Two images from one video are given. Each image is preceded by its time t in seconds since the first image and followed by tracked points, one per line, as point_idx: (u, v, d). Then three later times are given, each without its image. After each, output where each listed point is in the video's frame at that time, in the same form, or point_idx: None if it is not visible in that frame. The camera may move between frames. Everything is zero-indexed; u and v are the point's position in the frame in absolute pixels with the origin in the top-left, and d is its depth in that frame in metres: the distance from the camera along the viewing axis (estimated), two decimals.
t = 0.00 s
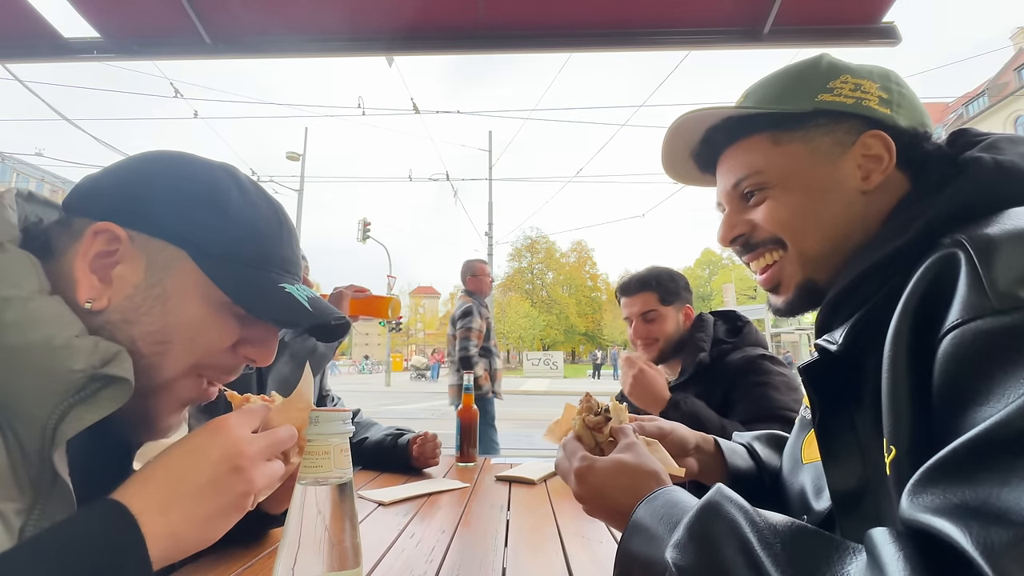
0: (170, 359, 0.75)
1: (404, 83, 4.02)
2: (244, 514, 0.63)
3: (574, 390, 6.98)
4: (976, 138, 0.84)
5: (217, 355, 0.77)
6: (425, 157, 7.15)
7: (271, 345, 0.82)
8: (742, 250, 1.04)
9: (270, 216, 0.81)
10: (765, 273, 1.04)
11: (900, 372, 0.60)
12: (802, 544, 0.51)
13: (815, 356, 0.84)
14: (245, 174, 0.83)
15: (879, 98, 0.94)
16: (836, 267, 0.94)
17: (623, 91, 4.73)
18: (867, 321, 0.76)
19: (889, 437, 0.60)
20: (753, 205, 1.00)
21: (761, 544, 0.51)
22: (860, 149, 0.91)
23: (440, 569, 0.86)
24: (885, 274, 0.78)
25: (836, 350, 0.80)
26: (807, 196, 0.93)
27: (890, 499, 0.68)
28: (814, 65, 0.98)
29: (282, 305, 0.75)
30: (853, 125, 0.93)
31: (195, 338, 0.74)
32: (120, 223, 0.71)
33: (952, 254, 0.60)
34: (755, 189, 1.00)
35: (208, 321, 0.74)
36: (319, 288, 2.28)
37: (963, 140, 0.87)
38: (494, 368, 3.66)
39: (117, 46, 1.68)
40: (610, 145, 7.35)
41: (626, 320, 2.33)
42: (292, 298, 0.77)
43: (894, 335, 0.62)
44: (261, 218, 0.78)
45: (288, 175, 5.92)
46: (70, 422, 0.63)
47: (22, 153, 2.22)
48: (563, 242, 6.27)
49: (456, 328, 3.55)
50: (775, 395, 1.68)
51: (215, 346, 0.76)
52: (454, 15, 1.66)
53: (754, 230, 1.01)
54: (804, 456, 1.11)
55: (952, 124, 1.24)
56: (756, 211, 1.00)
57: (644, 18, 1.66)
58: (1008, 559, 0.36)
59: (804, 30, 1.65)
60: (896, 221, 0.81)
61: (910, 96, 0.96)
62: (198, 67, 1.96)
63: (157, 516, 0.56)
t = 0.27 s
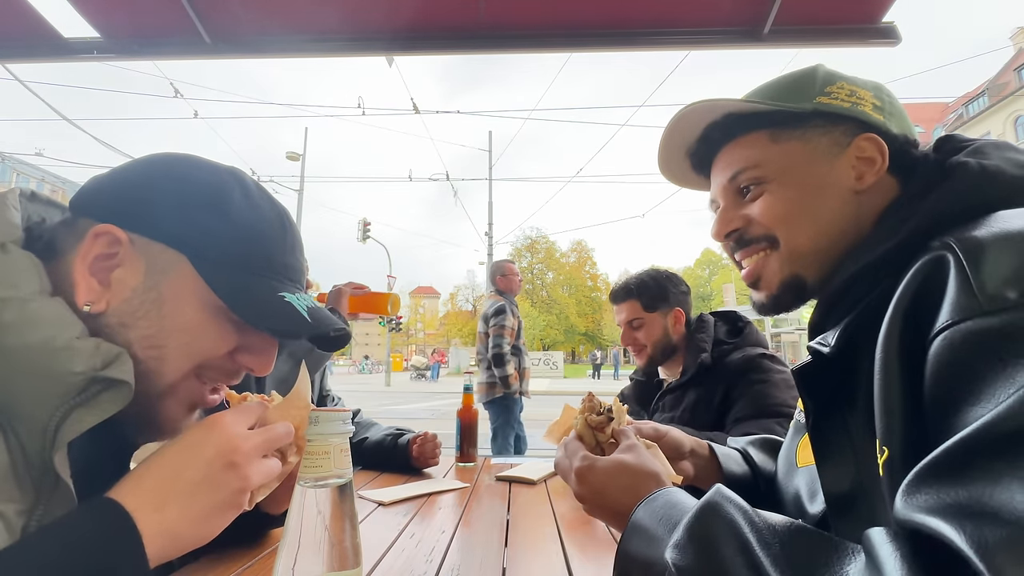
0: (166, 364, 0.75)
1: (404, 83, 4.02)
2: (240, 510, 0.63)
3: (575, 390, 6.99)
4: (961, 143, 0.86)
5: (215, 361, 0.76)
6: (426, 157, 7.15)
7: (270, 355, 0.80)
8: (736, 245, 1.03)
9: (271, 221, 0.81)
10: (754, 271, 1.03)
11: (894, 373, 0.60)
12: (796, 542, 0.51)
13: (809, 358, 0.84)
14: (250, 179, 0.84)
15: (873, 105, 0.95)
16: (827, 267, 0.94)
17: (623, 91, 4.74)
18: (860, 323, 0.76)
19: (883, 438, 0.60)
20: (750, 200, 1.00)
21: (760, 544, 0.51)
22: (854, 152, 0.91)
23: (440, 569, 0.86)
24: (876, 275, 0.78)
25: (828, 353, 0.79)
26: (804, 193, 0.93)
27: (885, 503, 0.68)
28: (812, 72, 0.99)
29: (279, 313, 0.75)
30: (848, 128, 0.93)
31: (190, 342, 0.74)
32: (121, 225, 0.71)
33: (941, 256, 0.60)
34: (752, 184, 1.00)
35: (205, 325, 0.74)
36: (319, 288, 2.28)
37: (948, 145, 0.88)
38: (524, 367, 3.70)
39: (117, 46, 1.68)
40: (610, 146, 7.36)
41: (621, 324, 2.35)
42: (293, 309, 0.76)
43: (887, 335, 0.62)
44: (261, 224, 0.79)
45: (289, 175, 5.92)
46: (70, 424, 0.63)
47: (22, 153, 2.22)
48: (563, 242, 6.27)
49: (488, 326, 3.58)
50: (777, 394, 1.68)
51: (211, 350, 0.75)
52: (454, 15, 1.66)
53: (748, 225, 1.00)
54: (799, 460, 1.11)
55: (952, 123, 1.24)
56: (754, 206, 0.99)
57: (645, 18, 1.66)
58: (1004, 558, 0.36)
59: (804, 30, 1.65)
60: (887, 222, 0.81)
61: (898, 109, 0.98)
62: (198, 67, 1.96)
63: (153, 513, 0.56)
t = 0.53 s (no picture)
0: (166, 367, 0.75)
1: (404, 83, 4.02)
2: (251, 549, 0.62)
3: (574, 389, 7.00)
4: (960, 149, 0.87)
5: (213, 362, 0.76)
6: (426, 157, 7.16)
7: (269, 356, 0.80)
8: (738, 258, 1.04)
9: (269, 226, 0.80)
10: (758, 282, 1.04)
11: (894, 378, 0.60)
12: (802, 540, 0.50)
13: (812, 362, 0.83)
14: (249, 178, 0.84)
15: (871, 108, 0.95)
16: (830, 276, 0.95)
17: (623, 91, 4.75)
18: (861, 328, 0.76)
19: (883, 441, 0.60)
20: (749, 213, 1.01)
21: (767, 541, 0.51)
22: (851, 158, 0.92)
23: (440, 569, 0.86)
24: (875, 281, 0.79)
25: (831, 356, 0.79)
26: (803, 205, 0.94)
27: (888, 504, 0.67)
28: (808, 73, 0.98)
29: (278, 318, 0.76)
30: (846, 135, 0.93)
31: (187, 346, 0.74)
32: (118, 226, 0.71)
33: (943, 262, 0.61)
34: (751, 199, 1.00)
35: (203, 329, 0.74)
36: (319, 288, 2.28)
37: (947, 150, 0.89)
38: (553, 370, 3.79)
39: (117, 46, 1.67)
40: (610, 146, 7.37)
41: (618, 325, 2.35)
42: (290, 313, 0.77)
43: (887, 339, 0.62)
44: (259, 229, 0.78)
45: (288, 175, 5.92)
46: (72, 421, 0.63)
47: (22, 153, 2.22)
48: (563, 242, 6.27)
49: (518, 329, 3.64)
50: (772, 397, 1.68)
51: (211, 354, 0.75)
52: (454, 16, 1.66)
53: (749, 239, 1.01)
54: (799, 459, 1.11)
55: (952, 123, 1.24)
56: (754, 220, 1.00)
57: (644, 18, 1.66)
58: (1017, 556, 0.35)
59: (804, 30, 1.65)
60: (888, 227, 0.82)
61: (897, 107, 0.97)
62: (198, 67, 1.96)
63: (176, 535, 0.56)
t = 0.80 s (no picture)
0: (163, 355, 0.75)
1: (404, 84, 4.02)
2: None
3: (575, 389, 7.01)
4: (963, 149, 0.87)
5: (210, 350, 0.76)
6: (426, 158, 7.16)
7: (264, 342, 0.80)
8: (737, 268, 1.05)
9: (261, 215, 0.81)
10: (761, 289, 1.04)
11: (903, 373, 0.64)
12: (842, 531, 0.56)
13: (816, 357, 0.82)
14: (235, 163, 0.84)
15: (854, 114, 0.95)
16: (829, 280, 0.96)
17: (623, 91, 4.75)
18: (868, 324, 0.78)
19: (890, 432, 0.63)
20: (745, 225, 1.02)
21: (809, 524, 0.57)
22: (839, 165, 0.93)
23: (440, 569, 0.86)
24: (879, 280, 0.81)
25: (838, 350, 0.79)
26: (796, 214, 0.95)
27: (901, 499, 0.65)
28: (787, 86, 1.01)
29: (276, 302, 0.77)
30: (831, 141, 0.95)
31: (182, 336, 0.74)
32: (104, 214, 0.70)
33: (956, 261, 0.64)
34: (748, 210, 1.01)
35: (198, 317, 0.74)
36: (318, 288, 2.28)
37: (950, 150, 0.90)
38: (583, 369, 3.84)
39: (117, 46, 1.67)
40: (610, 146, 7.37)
41: (624, 323, 2.36)
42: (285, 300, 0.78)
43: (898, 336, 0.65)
44: (249, 216, 0.79)
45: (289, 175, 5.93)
46: (69, 411, 0.62)
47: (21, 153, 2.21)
48: (563, 242, 6.28)
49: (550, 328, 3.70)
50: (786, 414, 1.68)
51: (208, 342, 0.75)
52: (454, 15, 1.66)
53: (747, 248, 1.02)
54: (799, 453, 1.11)
55: (952, 124, 1.24)
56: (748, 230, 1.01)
57: (644, 17, 1.66)
58: None
59: (804, 30, 1.65)
60: (889, 227, 0.84)
61: (884, 108, 0.98)
62: (198, 67, 1.96)
63: (190, 554, 0.51)
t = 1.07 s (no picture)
0: (150, 353, 0.74)
1: (404, 83, 4.02)
2: None
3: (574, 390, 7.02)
4: (976, 149, 0.88)
5: (202, 349, 0.77)
6: (426, 157, 7.17)
7: (257, 339, 0.82)
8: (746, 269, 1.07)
9: (252, 216, 0.82)
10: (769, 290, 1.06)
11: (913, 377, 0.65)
12: (860, 541, 0.61)
13: (822, 358, 0.83)
14: (223, 158, 0.84)
15: (878, 117, 0.91)
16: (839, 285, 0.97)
17: (622, 91, 4.75)
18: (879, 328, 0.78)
19: (900, 441, 0.65)
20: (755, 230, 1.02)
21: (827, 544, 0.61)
22: (859, 173, 0.91)
23: (440, 569, 0.86)
24: (889, 284, 0.81)
25: (847, 353, 0.80)
26: (806, 222, 0.95)
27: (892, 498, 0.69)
28: (808, 80, 0.97)
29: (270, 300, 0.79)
30: (851, 148, 0.92)
31: (172, 335, 0.74)
32: (93, 213, 0.68)
33: (973, 272, 0.64)
34: (756, 216, 1.02)
35: (188, 315, 0.74)
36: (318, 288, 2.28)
37: (962, 150, 0.90)
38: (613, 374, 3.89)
39: (117, 46, 1.67)
40: (610, 146, 7.38)
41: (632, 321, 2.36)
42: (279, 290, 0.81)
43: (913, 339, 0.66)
44: (238, 213, 0.79)
45: (289, 175, 5.93)
46: (61, 407, 0.62)
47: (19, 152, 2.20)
48: (563, 242, 6.28)
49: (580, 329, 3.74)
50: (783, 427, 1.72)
51: (199, 339, 0.76)
52: (454, 16, 1.66)
53: (755, 252, 1.03)
54: (804, 452, 1.13)
55: (952, 123, 1.24)
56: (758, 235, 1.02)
57: (644, 18, 1.66)
58: None
59: (804, 30, 1.65)
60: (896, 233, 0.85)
61: (911, 106, 0.94)
62: (198, 67, 1.96)
63: (199, 558, 0.57)
